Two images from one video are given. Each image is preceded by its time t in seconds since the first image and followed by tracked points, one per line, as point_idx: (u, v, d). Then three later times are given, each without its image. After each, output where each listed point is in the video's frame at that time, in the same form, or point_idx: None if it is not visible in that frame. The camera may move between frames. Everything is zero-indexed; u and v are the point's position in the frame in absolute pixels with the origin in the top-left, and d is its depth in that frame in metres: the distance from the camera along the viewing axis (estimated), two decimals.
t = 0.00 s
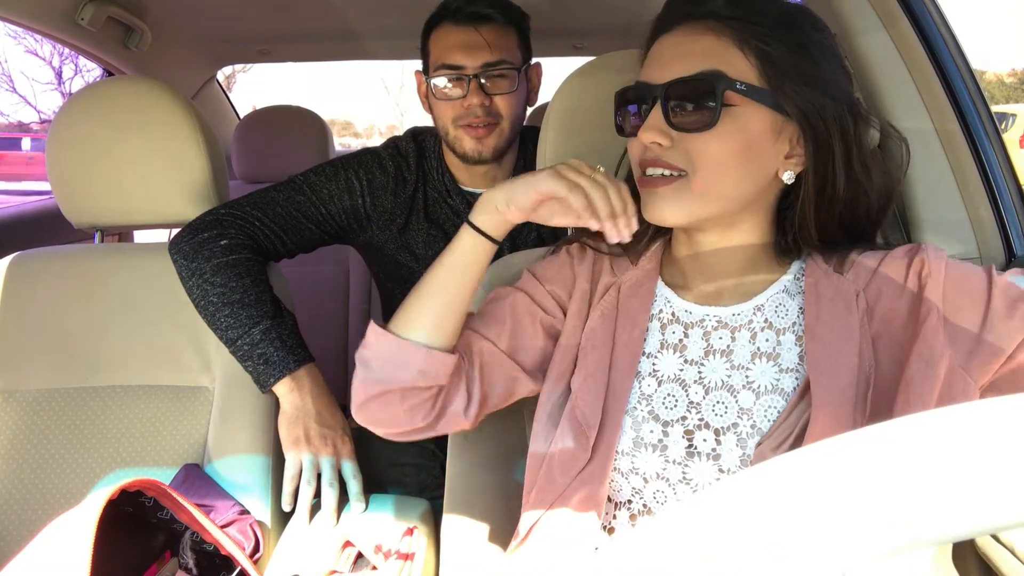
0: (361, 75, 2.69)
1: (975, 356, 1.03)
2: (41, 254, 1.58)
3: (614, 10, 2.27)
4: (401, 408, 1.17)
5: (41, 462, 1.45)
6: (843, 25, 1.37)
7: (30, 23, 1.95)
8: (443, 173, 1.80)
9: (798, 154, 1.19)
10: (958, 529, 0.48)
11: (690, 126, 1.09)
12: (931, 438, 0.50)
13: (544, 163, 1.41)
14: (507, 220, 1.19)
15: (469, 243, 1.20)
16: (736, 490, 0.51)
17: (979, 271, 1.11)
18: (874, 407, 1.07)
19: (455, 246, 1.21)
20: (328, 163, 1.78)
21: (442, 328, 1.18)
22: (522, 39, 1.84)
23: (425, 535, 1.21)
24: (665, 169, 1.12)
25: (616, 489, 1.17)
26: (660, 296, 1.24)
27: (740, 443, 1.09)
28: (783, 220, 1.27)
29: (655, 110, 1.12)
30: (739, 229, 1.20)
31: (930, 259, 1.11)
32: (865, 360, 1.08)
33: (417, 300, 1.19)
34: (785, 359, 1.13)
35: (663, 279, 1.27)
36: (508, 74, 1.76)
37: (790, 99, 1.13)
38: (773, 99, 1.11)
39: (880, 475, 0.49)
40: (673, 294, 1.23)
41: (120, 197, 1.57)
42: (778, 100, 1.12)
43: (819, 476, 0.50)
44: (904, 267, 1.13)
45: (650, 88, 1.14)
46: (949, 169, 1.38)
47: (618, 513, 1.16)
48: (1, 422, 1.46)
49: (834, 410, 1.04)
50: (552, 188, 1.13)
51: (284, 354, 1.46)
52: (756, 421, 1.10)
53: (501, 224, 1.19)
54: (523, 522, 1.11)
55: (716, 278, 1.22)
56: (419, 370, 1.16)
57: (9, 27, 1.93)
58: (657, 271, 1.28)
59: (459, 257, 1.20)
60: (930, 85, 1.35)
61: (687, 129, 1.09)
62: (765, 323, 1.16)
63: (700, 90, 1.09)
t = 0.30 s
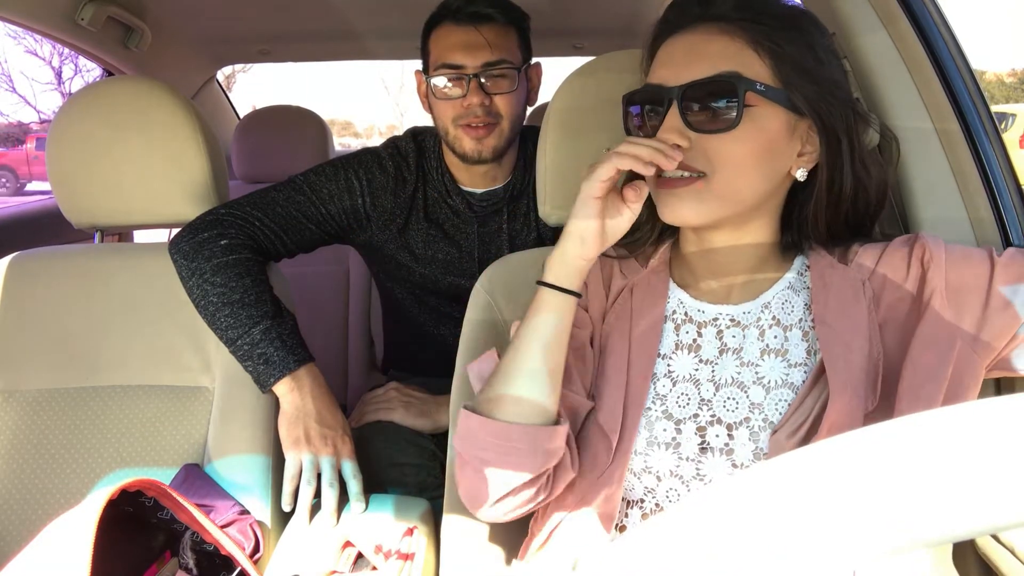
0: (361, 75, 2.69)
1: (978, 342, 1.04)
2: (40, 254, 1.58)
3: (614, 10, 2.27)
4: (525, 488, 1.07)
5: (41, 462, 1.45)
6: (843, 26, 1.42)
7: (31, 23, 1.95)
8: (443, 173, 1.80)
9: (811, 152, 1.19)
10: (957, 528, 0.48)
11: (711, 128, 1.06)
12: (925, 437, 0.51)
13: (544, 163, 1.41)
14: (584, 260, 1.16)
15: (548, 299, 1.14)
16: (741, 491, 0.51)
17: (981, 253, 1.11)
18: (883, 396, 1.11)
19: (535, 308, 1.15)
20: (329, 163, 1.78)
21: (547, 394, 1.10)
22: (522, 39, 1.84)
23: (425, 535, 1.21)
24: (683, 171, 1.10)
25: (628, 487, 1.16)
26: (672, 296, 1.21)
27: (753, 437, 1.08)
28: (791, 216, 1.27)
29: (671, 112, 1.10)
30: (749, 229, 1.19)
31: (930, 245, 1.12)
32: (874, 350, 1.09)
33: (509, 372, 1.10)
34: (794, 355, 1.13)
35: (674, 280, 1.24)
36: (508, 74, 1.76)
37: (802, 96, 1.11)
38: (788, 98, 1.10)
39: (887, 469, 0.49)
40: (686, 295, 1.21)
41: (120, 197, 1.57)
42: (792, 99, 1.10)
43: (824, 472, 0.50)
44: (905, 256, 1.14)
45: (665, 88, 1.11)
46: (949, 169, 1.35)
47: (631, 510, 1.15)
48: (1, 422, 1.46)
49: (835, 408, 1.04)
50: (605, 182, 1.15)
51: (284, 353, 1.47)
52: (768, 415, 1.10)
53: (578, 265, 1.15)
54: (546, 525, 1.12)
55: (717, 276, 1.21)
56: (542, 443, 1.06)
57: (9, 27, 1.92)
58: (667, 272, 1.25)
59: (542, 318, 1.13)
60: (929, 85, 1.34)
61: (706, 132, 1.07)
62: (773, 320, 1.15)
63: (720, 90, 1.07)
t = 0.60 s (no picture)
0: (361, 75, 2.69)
1: (978, 344, 1.03)
2: (40, 254, 1.58)
3: (614, 10, 2.27)
4: (591, 507, 1.08)
5: (41, 462, 1.45)
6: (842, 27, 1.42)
7: (31, 23, 1.95)
8: (443, 173, 1.80)
9: (814, 150, 1.18)
10: (960, 528, 0.47)
11: (718, 131, 1.06)
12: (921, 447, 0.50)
13: (544, 163, 1.41)
14: (623, 271, 1.12)
15: (590, 315, 1.10)
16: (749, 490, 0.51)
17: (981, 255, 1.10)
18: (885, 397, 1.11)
19: (578, 327, 1.10)
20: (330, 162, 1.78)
21: (601, 410, 1.08)
22: (522, 39, 1.84)
23: (425, 535, 1.21)
24: (692, 174, 1.09)
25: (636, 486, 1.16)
26: (680, 295, 1.21)
27: (759, 436, 1.08)
28: (793, 214, 1.27)
29: (678, 114, 1.08)
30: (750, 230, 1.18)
31: (931, 248, 1.11)
32: (878, 354, 1.09)
33: (563, 391, 1.08)
34: (797, 353, 1.13)
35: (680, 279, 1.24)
36: (509, 74, 1.76)
37: (805, 96, 1.11)
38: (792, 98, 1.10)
39: (882, 472, 0.49)
40: (693, 294, 1.20)
41: (120, 197, 1.57)
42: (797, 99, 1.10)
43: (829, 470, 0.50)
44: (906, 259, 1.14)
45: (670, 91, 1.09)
46: (949, 169, 1.35)
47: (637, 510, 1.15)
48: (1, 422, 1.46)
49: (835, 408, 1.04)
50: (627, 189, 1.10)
51: (284, 354, 1.47)
52: (773, 413, 1.09)
53: (617, 278, 1.12)
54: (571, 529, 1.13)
55: (719, 276, 1.20)
56: (608, 462, 1.07)
57: (9, 27, 1.92)
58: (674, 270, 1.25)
59: (588, 336, 1.09)
60: (928, 84, 1.33)
61: (716, 134, 1.06)
62: (776, 319, 1.15)
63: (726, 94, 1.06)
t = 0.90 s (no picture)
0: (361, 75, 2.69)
1: (977, 345, 1.03)
2: (40, 254, 1.58)
3: (614, 10, 2.27)
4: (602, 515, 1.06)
5: (40, 462, 1.45)
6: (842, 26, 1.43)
7: (31, 23, 1.95)
8: (443, 173, 1.80)
9: (819, 148, 1.18)
10: (960, 528, 0.48)
11: (729, 134, 1.04)
12: (919, 446, 0.50)
13: (544, 162, 1.41)
14: (631, 278, 1.10)
15: (598, 325, 1.08)
16: (749, 490, 0.51)
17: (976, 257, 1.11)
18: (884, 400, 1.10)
19: (587, 337, 1.08)
20: (330, 162, 1.78)
21: (610, 421, 1.07)
22: (522, 40, 1.84)
23: (424, 535, 1.21)
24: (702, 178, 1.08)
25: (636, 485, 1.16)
26: (679, 295, 1.20)
27: (759, 435, 1.09)
28: (794, 215, 1.27)
29: (687, 117, 1.06)
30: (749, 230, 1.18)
31: (927, 251, 1.12)
32: (876, 358, 1.09)
33: (575, 400, 1.06)
34: (797, 353, 1.13)
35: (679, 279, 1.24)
36: (509, 74, 1.76)
37: (809, 96, 1.11)
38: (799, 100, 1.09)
39: (885, 472, 0.49)
40: (693, 293, 1.20)
41: (120, 197, 1.57)
42: (801, 99, 1.09)
43: (830, 469, 0.50)
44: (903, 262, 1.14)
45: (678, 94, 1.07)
46: (948, 170, 1.35)
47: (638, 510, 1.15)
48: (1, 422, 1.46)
49: (834, 409, 1.04)
50: (633, 194, 1.09)
51: (284, 353, 1.47)
52: (774, 412, 1.10)
53: (626, 286, 1.10)
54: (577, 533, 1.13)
55: (719, 275, 1.20)
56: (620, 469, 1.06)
57: (9, 27, 1.92)
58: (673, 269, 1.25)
59: (596, 346, 1.08)
60: (928, 84, 1.33)
61: (727, 139, 1.04)
62: (776, 319, 1.15)
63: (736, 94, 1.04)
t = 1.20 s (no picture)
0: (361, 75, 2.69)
1: (978, 346, 1.03)
2: (40, 254, 1.58)
3: (614, 10, 2.27)
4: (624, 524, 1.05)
5: (40, 462, 1.45)
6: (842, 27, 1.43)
7: (31, 23, 1.95)
8: (443, 173, 1.80)
9: (820, 147, 1.18)
10: (961, 529, 0.47)
11: (738, 141, 1.04)
12: (917, 449, 0.50)
13: (544, 163, 1.41)
14: (644, 284, 1.09)
15: (613, 333, 1.07)
16: (751, 491, 0.51)
17: (976, 259, 1.11)
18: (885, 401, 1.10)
19: (602, 348, 1.08)
20: (329, 162, 1.79)
21: (631, 430, 1.05)
22: (522, 40, 1.84)
23: (424, 535, 1.21)
24: (712, 183, 1.07)
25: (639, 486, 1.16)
26: (680, 295, 1.20)
27: (762, 435, 1.09)
28: (794, 215, 1.27)
29: (695, 123, 1.05)
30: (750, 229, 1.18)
31: (927, 252, 1.11)
32: (878, 360, 1.09)
33: (591, 408, 1.05)
34: (799, 353, 1.14)
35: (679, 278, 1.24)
36: (509, 75, 1.76)
37: (812, 97, 1.12)
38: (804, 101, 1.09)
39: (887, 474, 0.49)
40: (694, 294, 1.20)
41: (120, 197, 1.57)
42: (806, 101, 1.09)
43: (830, 470, 0.51)
44: (903, 265, 1.14)
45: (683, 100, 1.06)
46: (948, 170, 1.35)
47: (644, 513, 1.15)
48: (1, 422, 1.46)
49: (834, 411, 1.04)
50: (643, 200, 1.09)
51: (284, 354, 1.47)
52: (776, 413, 1.10)
53: (640, 291, 1.09)
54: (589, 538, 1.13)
55: (720, 275, 1.20)
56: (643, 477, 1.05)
57: (9, 27, 1.92)
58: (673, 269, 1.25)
59: (611, 357, 1.07)
60: (928, 84, 1.33)
61: (735, 144, 1.04)
62: (778, 319, 1.15)
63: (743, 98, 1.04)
